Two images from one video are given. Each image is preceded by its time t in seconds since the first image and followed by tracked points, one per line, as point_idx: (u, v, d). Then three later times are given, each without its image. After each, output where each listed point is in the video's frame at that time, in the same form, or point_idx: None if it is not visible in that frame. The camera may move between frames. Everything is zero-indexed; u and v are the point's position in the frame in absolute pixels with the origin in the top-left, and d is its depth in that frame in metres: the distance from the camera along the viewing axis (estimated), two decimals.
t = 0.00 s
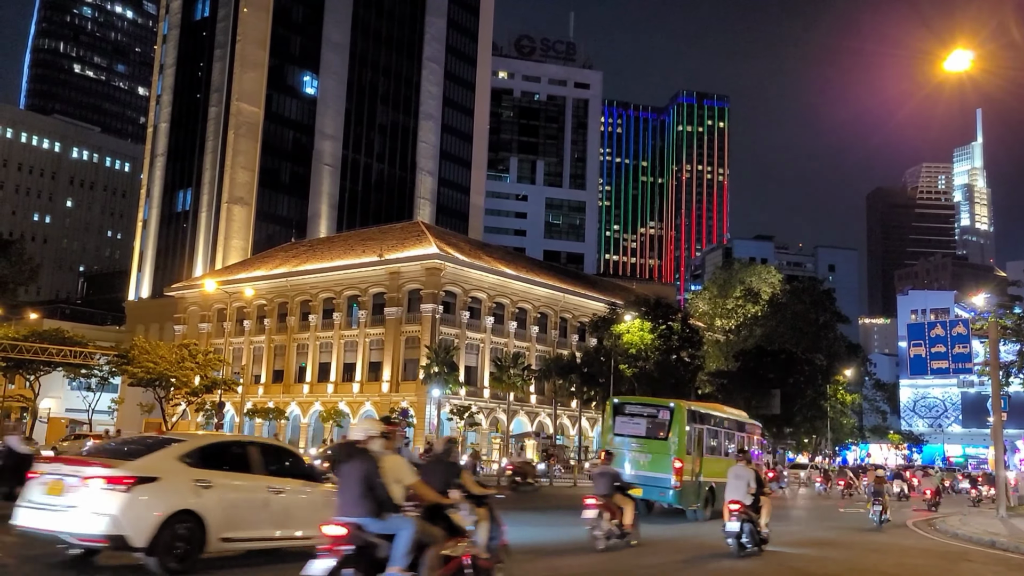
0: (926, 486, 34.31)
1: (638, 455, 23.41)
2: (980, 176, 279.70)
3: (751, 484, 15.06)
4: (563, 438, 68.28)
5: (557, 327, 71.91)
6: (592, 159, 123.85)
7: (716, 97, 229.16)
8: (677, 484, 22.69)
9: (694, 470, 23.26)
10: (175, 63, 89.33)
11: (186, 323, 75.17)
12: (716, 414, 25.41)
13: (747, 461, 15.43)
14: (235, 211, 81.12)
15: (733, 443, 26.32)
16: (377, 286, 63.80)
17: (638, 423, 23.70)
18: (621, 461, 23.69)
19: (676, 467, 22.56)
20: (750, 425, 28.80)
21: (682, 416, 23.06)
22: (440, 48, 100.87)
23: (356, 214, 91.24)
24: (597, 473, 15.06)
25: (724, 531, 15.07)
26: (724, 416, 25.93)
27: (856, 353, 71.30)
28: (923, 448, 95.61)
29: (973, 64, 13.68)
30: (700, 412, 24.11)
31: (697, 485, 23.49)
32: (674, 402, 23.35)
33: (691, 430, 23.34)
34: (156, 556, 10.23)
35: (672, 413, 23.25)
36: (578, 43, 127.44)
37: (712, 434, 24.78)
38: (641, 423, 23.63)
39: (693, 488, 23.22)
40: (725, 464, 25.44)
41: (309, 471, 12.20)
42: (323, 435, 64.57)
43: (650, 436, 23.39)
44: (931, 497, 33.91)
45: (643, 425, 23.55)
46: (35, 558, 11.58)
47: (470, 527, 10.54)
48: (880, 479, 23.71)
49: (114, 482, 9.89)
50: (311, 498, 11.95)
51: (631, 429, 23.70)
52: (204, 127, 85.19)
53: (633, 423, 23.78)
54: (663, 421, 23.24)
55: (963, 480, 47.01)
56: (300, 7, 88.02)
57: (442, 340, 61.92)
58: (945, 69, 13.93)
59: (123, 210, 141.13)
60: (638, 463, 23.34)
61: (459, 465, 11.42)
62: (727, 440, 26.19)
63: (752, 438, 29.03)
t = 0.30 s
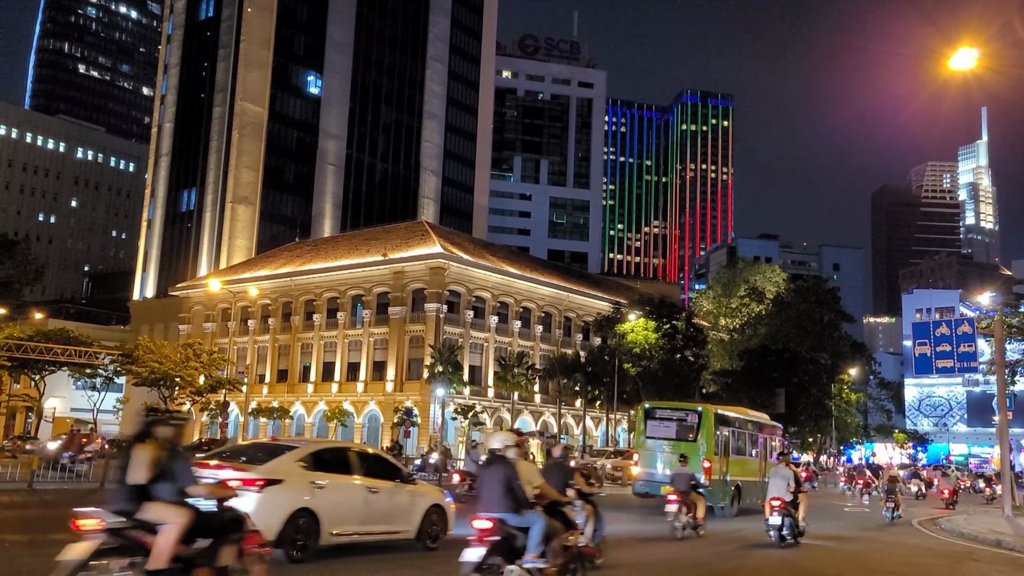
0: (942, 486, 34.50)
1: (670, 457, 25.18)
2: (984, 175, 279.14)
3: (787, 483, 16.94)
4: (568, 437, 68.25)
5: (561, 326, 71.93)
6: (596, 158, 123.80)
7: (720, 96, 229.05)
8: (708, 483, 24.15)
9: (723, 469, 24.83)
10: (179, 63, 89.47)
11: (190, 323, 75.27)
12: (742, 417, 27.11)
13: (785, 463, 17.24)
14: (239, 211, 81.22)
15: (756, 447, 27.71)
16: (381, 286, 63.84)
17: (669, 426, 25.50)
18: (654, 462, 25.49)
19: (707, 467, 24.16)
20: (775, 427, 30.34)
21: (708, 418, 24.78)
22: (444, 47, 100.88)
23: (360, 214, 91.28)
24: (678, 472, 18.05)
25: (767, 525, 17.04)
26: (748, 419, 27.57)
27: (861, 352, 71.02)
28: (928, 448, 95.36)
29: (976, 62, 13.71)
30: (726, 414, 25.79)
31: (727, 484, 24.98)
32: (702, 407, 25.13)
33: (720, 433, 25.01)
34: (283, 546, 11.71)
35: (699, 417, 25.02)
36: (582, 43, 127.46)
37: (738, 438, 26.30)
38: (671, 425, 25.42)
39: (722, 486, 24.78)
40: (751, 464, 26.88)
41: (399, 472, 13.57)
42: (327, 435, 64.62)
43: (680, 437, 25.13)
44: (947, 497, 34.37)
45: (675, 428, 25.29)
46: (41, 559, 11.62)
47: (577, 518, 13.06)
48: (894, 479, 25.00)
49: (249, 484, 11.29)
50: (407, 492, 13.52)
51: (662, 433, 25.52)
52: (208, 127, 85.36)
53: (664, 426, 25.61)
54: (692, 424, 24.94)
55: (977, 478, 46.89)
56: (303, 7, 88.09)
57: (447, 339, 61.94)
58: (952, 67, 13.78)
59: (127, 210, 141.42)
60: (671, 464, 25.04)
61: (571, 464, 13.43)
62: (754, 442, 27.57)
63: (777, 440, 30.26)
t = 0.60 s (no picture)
0: (960, 483, 34.56)
1: (702, 457, 27.02)
2: (990, 173, 278.18)
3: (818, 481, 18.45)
4: (574, 436, 68.22)
5: (566, 326, 71.94)
6: (601, 157, 123.77)
7: (724, 95, 228.84)
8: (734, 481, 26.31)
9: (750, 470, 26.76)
10: (184, 63, 89.64)
11: (196, 323, 75.39)
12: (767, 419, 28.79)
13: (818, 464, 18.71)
14: (244, 210, 81.33)
15: (780, 449, 29.27)
16: (386, 285, 63.90)
17: (697, 428, 27.32)
18: (684, 461, 27.38)
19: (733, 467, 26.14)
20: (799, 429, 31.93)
21: (735, 421, 26.61)
22: (448, 47, 100.89)
23: (365, 213, 91.35)
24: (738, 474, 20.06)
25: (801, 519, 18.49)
26: (772, 420, 29.08)
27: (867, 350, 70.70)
28: (934, 446, 95.09)
29: (983, 59, 13.62)
30: (752, 417, 27.46)
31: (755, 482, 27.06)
32: (729, 411, 26.93)
33: (745, 436, 26.81)
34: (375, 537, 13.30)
35: (726, 419, 26.85)
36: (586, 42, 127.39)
37: (763, 438, 27.95)
38: (700, 427, 27.24)
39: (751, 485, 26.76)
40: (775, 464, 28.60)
41: (468, 472, 14.63)
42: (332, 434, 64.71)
43: (709, 439, 26.96)
44: (965, 494, 34.45)
45: (703, 430, 27.16)
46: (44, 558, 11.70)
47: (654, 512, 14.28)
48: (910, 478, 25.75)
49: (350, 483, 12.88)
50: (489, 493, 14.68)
51: (691, 434, 27.39)
52: (213, 127, 85.53)
53: (693, 428, 27.44)
54: (719, 427, 26.83)
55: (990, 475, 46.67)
56: (308, 7, 88.16)
57: (452, 338, 61.99)
58: (956, 64, 13.69)
59: (132, 210, 141.66)
60: (701, 464, 27.05)
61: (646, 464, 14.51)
62: (776, 443, 29.01)
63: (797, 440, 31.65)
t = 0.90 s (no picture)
0: (977, 482, 34.80)
1: (729, 458, 27.08)
2: (996, 172, 277.64)
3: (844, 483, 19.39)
4: (578, 436, 68.23)
5: (571, 325, 71.88)
6: (605, 156, 123.75)
7: (729, 94, 228.73)
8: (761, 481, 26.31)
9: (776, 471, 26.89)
10: (189, 63, 89.77)
11: (201, 323, 75.53)
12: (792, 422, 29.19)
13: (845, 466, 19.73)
14: (249, 210, 81.45)
15: (801, 447, 29.61)
16: (391, 285, 63.97)
17: (725, 430, 27.46)
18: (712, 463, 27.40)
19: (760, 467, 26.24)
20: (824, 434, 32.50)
21: (762, 422, 26.72)
22: (453, 47, 100.92)
23: (369, 213, 91.47)
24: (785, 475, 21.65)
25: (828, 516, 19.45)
26: (796, 424, 29.33)
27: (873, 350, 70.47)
28: (939, 446, 94.94)
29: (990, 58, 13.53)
30: (778, 419, 27.71)
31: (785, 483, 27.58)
32: (756, 414, 27.02)
33: (772, 437, 27.02)
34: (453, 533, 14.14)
35: (753, 422, 26.96)
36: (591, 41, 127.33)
37: (787, 441, 28.17)
38: (727, 430, 27.39)
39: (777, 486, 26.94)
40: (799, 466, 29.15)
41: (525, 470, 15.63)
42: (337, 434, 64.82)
43: (736, 442, 27.11)
44: (981, 493, 34.50)
45: (731, 432, 27.27)
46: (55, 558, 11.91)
47: (717, 510, 15.22)
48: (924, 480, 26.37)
49: (429, 482, 13.74)
50: (563, 505, 15.53)
51: (719, 436, 27.51)
52: (218, 127, 85.71)
53: (721, 430, 27.57)
54: (746, 428, 26.97)
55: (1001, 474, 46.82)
56: (312, 7, 88.21)
57: (457, 338, 62.00)
58: (961, 64, 13.62)
59: (138, 211, 142.09)
60: (728, 465, 27.07)
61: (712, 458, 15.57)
62: (798, 446, 29.21)
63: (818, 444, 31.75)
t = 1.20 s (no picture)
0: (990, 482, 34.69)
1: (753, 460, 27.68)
2: (1001, 172, 276.80)
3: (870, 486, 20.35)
4: (582, 436, 68.23)
5: (576, 326, 71.85)
6: (610, 156, 123.71)
7: (733, 94, 228.63)
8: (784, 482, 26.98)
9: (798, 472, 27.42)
10: (194, 64, 89.93)
11: (206, 323, 75.67)
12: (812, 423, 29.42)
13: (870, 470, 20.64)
14: (254, 211, 81.60)
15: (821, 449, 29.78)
16: (396, 286, 64.04)
17: (750, 435, 28.13)
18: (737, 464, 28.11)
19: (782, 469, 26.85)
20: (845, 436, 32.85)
21: (785, 426, 27.34)
22: (457, 47, 100.98)
23: (374, 213, 91.57)
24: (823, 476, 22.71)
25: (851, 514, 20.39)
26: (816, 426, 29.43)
27: (878, 350, 70.24)
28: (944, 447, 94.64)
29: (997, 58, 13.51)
30: (801, 423, 28.23)
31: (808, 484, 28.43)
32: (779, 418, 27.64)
33: (797, 439, 27.52)
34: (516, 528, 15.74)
35: (777, 427, 27.54)
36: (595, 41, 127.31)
37: (808, 443, 28.39)
38: (752, 434, 28.04)
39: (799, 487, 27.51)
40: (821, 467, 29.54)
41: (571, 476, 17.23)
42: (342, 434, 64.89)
43: (761, 444, 27.78)
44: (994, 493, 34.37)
45: (755, 436, 28.01)
46: (69, 558, 12.05)
47: (762, 508, 16.14)
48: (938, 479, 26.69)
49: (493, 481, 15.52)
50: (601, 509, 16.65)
51: (743, 440, 28.23)
52: (223, 127, 85.88)
53: (745, 434, 28.26)
54: (770, 431, 27.59)
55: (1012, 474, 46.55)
56: (317, 7, 88.31)
57: (461, 338, 62.05)
58: (967, 64, 13.59)
59: (143, 211, 142.32)
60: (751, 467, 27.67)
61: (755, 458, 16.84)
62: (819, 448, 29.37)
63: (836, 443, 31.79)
